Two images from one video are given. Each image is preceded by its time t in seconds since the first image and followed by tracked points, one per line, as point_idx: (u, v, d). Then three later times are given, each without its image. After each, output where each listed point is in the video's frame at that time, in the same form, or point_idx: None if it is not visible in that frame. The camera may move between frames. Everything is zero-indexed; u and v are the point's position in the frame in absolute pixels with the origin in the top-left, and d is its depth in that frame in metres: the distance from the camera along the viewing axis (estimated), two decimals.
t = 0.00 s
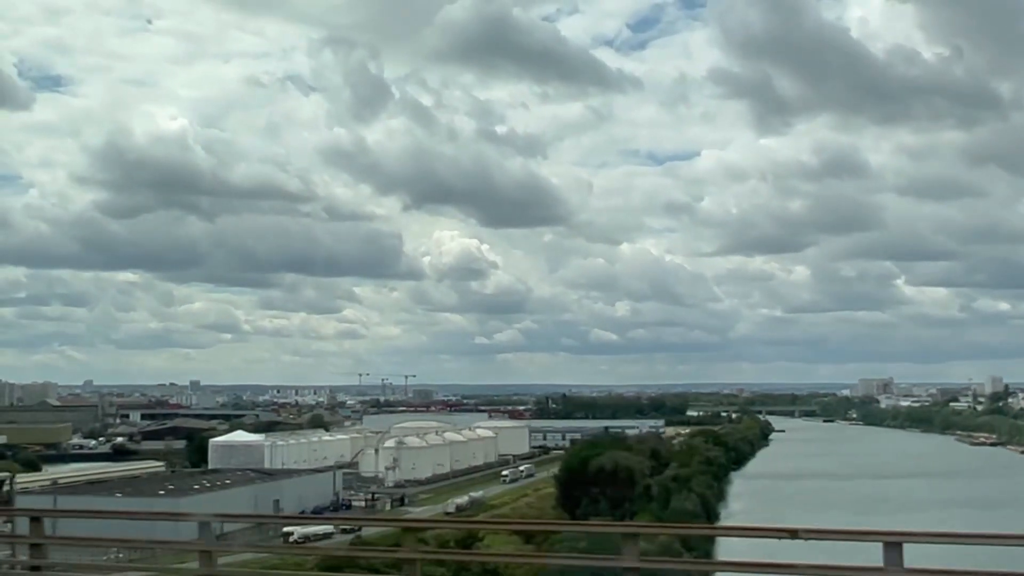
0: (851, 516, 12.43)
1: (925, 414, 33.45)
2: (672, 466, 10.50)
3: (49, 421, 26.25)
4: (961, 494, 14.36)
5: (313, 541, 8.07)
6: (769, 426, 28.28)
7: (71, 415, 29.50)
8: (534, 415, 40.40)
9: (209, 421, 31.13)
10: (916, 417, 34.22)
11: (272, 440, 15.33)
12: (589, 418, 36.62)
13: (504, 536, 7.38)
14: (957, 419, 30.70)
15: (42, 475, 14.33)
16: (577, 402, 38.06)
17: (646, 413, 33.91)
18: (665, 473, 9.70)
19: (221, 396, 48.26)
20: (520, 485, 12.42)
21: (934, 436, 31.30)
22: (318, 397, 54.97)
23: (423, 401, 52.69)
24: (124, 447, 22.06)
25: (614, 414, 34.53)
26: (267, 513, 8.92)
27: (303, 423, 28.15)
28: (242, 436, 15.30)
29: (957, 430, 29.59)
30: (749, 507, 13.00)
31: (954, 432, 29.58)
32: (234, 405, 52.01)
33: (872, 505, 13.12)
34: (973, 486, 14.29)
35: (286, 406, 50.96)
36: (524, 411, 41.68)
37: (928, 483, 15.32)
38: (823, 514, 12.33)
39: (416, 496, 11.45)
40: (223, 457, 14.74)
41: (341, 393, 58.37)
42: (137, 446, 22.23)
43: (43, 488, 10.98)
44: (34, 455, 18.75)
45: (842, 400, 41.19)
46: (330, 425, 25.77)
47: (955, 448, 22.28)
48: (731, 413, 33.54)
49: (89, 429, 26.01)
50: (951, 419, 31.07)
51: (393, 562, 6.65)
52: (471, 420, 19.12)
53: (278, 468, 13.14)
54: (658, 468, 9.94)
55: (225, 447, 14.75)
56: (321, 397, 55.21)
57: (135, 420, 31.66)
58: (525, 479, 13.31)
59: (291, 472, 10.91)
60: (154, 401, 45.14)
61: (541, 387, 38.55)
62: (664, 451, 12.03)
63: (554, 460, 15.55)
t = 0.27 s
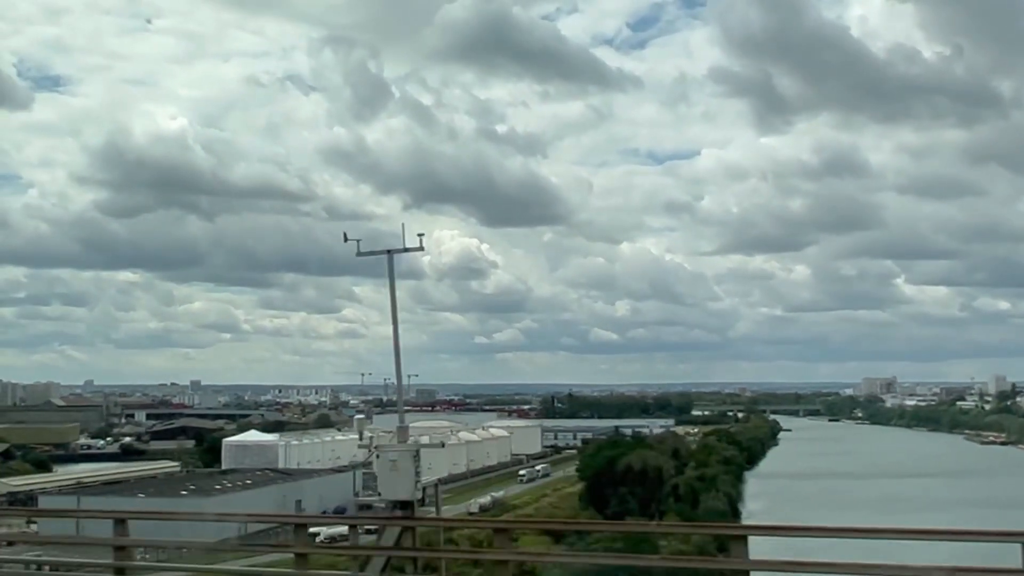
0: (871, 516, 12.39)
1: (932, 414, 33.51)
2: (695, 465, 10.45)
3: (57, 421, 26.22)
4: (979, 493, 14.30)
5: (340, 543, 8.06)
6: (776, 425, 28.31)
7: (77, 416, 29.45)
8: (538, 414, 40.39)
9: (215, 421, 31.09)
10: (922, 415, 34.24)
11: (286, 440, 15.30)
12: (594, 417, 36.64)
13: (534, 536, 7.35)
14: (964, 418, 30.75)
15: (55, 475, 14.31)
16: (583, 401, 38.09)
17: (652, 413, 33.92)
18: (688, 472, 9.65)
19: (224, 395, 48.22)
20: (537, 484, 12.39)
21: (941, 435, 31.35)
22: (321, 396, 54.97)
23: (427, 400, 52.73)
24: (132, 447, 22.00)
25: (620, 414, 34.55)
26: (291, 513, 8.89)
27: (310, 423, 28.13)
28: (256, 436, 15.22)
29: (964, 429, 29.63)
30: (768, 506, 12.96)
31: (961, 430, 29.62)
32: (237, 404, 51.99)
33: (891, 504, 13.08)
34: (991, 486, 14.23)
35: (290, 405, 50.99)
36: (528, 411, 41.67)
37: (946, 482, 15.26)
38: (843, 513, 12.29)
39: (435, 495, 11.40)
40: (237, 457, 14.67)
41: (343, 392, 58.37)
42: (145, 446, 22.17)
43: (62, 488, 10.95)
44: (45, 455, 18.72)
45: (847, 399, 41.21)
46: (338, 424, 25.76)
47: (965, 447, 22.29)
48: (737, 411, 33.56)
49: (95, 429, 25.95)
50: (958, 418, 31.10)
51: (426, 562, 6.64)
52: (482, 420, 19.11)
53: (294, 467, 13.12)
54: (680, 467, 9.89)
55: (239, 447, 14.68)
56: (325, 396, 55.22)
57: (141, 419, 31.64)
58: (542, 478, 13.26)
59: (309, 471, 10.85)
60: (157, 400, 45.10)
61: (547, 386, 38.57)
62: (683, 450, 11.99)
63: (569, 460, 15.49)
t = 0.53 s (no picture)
0: (894, 514, 12.32)
1: (940, 412, 33.47)
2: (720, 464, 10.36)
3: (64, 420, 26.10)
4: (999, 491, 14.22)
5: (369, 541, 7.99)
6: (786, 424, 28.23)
7: (84, 415, 29.37)
8: (544, 414, 40.32)
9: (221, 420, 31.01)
10: (930, 414, 34.17)
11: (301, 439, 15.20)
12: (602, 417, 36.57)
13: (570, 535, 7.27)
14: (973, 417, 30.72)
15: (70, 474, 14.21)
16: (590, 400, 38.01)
17: (660, 412, 33.86)
18: (715, 470, 9.56)
19: (228, 395, 48.15)
20: (558, 483, 12.29)
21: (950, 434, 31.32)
22: (325, 396, 54.83)
23: (431, 399, 52.62)
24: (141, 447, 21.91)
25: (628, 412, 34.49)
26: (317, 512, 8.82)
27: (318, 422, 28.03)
28: (271, 435, 15.11)
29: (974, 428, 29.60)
30: (789, 504, 12.88)
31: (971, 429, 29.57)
32: (240, 404, 51.93)
33: (913, 503, 12.99)
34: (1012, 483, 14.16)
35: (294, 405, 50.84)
36: (534, 410, 41.61)
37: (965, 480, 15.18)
38: (865, 512, 12.20)
39: (456, 495, 11.31)
40: (252, 457, 14.57)
41: (347, 392, 58.32)
42: (155, 446, 22.08)
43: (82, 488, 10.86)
44: (56, 454, 18.60)
45: (853, 398, 41.13)
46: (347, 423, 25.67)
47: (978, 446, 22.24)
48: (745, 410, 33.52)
49: (104, 428, 25.86)
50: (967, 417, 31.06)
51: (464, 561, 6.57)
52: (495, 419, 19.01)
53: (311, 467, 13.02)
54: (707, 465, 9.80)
55: (254, 446, 14.58)
56: (328, 396, 55.10)
57: (148, 419, 31.50)
58: (561, 477, 13.18)
59: (331, 470, 10.76)
60: (162, 399, 45.01)
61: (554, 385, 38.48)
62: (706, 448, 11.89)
63: (585, 459, 15.41)
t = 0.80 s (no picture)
0: (918, 514, 12.26)
1: (951, 411, 33.44)
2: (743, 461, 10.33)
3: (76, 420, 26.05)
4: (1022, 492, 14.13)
5: (401, 541, 7.94)
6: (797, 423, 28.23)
7: (93, 415, 29.34)
8: (552, 414, 40.26)
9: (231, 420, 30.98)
10: (940, 413, 34.09)
11: (319, 438, 15.15)
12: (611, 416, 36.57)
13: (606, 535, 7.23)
14: (985, 416, 30.69)
15: (88, 474, 14.17)
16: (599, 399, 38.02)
17: (669, 412, 33.81)
18: (743, 467, 9.52)
19: (235, 395, 48.13)
20: (580, 483, 12.27)
21: (962, 433, 31.27)
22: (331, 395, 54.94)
23: (438, 399, 52.66)
24: (154, 447, 21.86)
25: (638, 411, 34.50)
26: (345, 512, 8.76)
27: (329, 421, 27.99)
28: (288, 434, 15.04)
29: (986, 427, 29.57)
30: (811, 504, 12.81)
31: (983, 428, 29.55)
32: (247, 404, 51.91)
33: (936, 502, 12.92)
34: None
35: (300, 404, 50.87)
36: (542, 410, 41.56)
37: (987, 482, 15.11)
38: (889, 511, 12.15)
39: (479, 495, 11.24)
40: (269, 456, 14.51)
41: (354, 391, 58.31)
42: (168, 446, 22.02)
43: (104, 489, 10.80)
44: (70, 454, 18.56)
45: (862, 397, 41.01)
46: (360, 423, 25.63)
47: (993, 446, 22.16)
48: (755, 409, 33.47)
49: (115, 428, 25.82)
50: (978, 416, 31.03)
51: (499, 564, 6.55)
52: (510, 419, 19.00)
53: (331, 466, 12.99)
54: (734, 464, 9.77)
55: (271, 445, 14.52)
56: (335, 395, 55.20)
57: (157, 418, 31.47)
58: (582, 477, 13.11)
59: (354, 469, 10.71)
60: (168, 398, 45.00)
61: (563, 385, 38.45)
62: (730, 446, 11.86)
63: (604, 459, 15.33)
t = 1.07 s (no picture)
0: (944, 515, 12.19)
1: (964, 410, 33.32)
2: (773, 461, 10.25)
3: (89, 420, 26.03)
4: None
5: (435, 541, 7.89)
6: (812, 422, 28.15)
7: (105, 414, 29.31)
8: (562, 414, 40.19)
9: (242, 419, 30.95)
10: (952, 412, 33.98)
11: (338, 438, 15.10)
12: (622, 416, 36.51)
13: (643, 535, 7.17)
14: (999, 415, 30.56)
15: (107, 475, 14.15)
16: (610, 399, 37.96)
17: (680, 412, 33.73)
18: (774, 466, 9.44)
19: (244, 394, 48.14)
20: (603, 483, 12.21)
21: (975, 432, 31.15)
22: (340, 395, 54.93)
23: (447, 399, 52.62)
24: (168, 446, 21.81)
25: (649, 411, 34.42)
26: (376, 512, 8.72)
27: (342, 421, 27.95)
28: (308, 433, 14.98)
29: (1001, 426, 29.44)
30: (837, 504, 12.74)
31: (998, 428, 29.41)
32: (256, 403, 51.92)
33: (964, 503, 12.83)
34: None
35: (310, 404, 50.87)
36: (552, 410, 41.48)
37: (1011, 483, 15.02)
38: (916, 512, 12.07)
39: (505, 495, 11.19)
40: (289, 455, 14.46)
41: (362, 391, 58.28)
42: (182, 445, 21.98)
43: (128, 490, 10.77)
44: (86, 454, 18.54)
45: (873, 397, 40.89)
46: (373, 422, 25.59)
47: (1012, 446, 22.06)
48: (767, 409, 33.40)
49: (128, 427, 25.80)
50: (993, 415, 30.90)
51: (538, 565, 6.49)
52: (528, 418, 18.95)
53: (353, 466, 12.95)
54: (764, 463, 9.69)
55: (292, 444, 14.47)
56: (343, 394, 55.19)
57: (169, 419, 31.47)
58: (605, 477, 13.05)
59: (380, 470, 10.66)
60: (177, 397, 44.98)
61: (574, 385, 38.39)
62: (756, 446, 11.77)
63: (624, 459, 15.28)
